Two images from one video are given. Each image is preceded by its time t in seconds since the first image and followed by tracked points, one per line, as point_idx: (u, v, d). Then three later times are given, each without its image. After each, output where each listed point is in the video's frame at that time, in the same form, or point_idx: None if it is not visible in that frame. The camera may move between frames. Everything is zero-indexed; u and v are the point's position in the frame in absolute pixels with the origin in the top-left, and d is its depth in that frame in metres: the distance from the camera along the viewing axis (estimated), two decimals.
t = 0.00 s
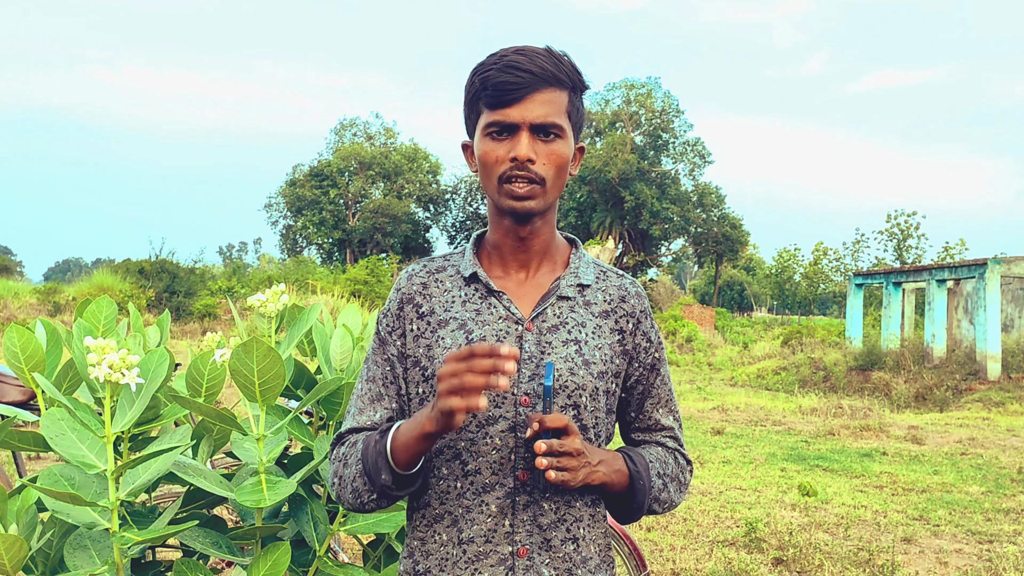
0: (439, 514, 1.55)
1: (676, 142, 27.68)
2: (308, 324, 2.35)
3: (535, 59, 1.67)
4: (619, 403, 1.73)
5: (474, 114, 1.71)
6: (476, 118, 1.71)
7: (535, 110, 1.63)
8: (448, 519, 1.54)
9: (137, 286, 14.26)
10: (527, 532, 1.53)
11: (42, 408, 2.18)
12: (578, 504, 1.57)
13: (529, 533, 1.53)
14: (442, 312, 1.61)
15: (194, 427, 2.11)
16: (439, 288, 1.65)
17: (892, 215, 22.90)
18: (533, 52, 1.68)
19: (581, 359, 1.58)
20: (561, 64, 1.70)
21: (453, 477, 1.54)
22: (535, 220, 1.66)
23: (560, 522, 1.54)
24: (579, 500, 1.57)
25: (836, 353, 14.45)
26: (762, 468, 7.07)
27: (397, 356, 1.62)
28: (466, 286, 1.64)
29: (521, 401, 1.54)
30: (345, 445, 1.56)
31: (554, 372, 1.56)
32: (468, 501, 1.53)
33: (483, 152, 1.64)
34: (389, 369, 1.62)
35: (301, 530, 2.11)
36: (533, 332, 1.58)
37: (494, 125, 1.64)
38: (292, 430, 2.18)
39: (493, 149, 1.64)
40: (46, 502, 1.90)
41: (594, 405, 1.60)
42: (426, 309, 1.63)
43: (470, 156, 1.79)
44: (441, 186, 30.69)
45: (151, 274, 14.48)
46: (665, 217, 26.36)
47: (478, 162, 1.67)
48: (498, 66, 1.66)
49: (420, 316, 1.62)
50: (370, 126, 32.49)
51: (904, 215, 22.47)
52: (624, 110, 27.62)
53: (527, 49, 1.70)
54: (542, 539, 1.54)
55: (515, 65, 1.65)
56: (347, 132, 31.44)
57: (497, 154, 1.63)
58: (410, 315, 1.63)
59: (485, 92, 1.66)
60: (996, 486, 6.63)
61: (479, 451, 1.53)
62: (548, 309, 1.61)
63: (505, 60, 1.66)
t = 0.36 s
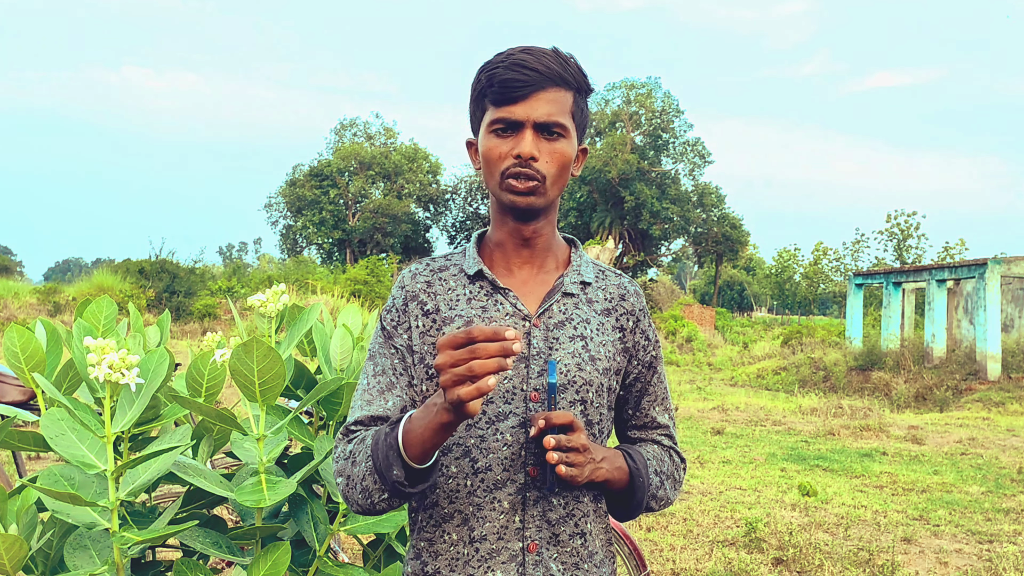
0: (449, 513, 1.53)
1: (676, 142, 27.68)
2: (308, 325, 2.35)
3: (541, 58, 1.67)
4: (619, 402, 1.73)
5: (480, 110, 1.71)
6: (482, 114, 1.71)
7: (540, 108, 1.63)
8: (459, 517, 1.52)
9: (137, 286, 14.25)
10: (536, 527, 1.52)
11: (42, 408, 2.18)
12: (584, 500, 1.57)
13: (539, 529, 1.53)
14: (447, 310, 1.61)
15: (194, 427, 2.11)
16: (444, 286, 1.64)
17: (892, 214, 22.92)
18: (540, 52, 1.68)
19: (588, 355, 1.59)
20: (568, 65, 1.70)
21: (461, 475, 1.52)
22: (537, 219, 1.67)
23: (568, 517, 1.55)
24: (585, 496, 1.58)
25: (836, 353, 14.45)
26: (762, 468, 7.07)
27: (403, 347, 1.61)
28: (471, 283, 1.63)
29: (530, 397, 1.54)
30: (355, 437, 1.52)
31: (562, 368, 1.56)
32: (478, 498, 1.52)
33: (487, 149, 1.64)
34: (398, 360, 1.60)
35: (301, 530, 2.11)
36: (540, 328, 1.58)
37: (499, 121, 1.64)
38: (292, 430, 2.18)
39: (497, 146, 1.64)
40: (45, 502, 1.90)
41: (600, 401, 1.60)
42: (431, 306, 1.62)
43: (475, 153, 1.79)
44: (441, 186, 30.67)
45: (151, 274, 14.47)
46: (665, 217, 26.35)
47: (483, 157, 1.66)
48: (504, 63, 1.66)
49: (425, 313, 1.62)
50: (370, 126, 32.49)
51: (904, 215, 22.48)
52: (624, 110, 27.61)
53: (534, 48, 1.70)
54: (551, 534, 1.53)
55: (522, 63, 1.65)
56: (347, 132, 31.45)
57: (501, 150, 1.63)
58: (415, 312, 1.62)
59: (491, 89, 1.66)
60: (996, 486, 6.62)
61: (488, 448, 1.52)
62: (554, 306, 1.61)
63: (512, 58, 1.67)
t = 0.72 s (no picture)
0: (446, 516, 1.53)
1: (676, 142, 27.69)
2: (308, 325, 2.35)
3: (540, 57, 1.67)
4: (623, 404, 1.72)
5: (481, 114, 1.70)
6: (482, 119, 1.70)
7: (544, 107, 1.63)
8: (456, 520, 1.52)
9: (137, 286, 14.26)
10: (535, 532, 1.52)
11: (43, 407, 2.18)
12: (585, 504, 1.56)
13: (536, 534, 1.53)
14: (448, 313, 1.61)
15: (194, 427, 2.11)
16: (446, 289, 1.64)
17: (892, 214, 22.92)
18: (538, 51, 1.68)
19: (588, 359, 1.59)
20: (567, 62, 1.70)
21: (459, 480, 1.53)
22: (546, 219, 1.66)
23: (567, 522, 1.54)
24: (586, 500, 1.57)
25: (836, 353, 14.45)
26: (762, 468, 7.07)
27: (404, 353, 1.60)
28: (473, 286, 1.64)
29: (528, 402, 1.54)
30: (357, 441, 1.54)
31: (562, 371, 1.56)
32: (475, 503, 1.52)
33: (493, 152, 1.63)
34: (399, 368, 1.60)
35: (301, 530, 2.11)
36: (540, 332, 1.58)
37: (504, 124, 1.63)
38: (292, 430, 2.18)
39: (503, 149, 1.63)
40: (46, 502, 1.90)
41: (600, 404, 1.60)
42: (432, 309, 1.62)
43: (475, 157, 1.78)
44: (441, 186, 30.67)
45: (151, 274, 14.47)
46: (665, 217, 26.35)
47: (488, 160, 1.65)
48: (504, 65, 1.66)
49: (427, 317, 1.62)
50: (370, 126, 32.49)
51: (904, 215, 22.47)
52: (624, 110, 27.61)
53: (531, 48, 1.70)
54: (549, 539, 1.53)
55: (523, 63, 1.65)
56: (347, 132, 31.46)
57: (508, 153, 1.62)
58: (417, 315, 1.62)
59: (492, 92, 1.65)
60: (996, 486, 6.62)
61: (487, 452, 1.53)
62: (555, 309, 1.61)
63: (511, 59, 1.66)
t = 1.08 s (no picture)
0: (446, 519, 1.54)
1: (676, 142, 27.69)
2: (308, 325, 2.36)
3: (532, 58, 1.67)
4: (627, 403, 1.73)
5: (473, 115, 1.71)
6: (475, 120, 1.71)
7: (535, 109, 1.63)
8: (454, 524, 1.53)
9: (137, 286, 14.26)
10: (534, 534, 1.52)
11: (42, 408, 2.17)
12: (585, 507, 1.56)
13: (536, 536, 1.52)
14: (444, 316, 1.61)
15: (194, 427, 2.11)
16: (440, 292, 1.64)
17: (892, 214, 22.93)
18: (529, 51, 1.69)
19: (585, 360, 1.59)
20: (558, 63, 1.70)
21: (457, 482, 1.54)
22: (538, 220, 1.66)
23: (567, 525, 1.54)
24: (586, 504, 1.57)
25: (836, 353, 14.45)
26: (762, 468, 7.07)
27: (396, 361, 1.64)
28: (467, 289, 1.63)
29: (525, 405, 1.54)
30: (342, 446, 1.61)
31: (558, 373, 1.56)
32: (473, 506, 1.53)
33: (484, 154, 1.64)
34: (385, 375, 1.64)
35: (301, 530, 2.11)
36: (536, 335, 1.58)
37: (495, 125, 1.64)
38: (292, 430, 2.18)
39: (493, 151, 1.64)
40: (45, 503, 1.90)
41: (599, 405, 1.60)
42: (427, 313, 1.63)
43: (469, 159, 1.79)
44: (441, 186, 30.68)
45: (151, 274, 14.47)
46: (665, 217, 26.35)
47: (479, 163, 1.66)
48: (495, 66, 1.66)
49: (422, 321, 1.62)
50: (370, 127, 32.51)
51: (904, 215, 22.44)
52: (624, 110, 27.62)
53: (523, 49, 1.70)
54: (549, 542, 1.53)
55: (512, 65, 1.66)
56: (347, 132, 31.48)
57: (498, 156, 1.63)
58: (411, 320, 1.63)
59: (483, 93, 1.66)
60: (996, 486, 6.62)
61: (483, 456, 1.53)
62: (551, 311, 1.61)
63: (501, 61, 1.67)
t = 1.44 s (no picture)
0: (438, 514, 1.54)
1: (676, 142, 27.69)
2: (308, 325, 2.36)
3: (510, 58, 1.67)
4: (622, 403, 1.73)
5: (459, 121, 1.70)
6: (462, 126, 1.70)
7: (519, 109, 1.63)
8: (447, 518, 1.53)
9: (137, 286, 14.26)
10: (527, 530, 1.52)
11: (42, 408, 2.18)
12: (579, 504, 1.56)
13: (529, 533, 1.52)
14: (442, 312, 1.62)
15: (194, 427, 2.11)
16: (439, 288, 1.65)
17: (892, 215, 22.94)
18: (506, 52, 1.68)
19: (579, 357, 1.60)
20: (537, 58, 1.70)
21: (451, 477, 1.54)
22: (532, 215, 1.66)
23: (561, 521, 1.54)
24: (581, 500, 1.57)
25: (836, 353, 14.45)
26: (762, 468, 7.07)
27: (400, 350, 1.61)
28: (466, 286, 1.64)
29: (520, 400, 1.55)
30: (346, 430, 1.57)
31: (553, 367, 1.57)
32: (467, 501, 1.53)
33: (474, 159, 1.64)
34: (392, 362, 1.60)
35: (301, 530, 2.11)
36: (531, 330, 1.58)
37: (481, 129, 1.64)
38: (292, 430, 2.18)
39: (482, 155, 1.63)
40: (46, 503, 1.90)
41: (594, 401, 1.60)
42: (426, 308, 1.63)
43: (459, 163, 1.79)
44: (441, 186, 30.68)
45: (151, 274, 14.48)
46: (665, 217, 26.34)
47: (470, 167, 1.66)
48: (474, 71, 1.66)
49: (420, 315, 1.62)
50: (370, 126, 32.52)
51: (904, 216, 22.43)
52: (624, 110, 27.62)
53: (500, 49, 1.70)
54: (542, 538, 1.53)
55: (492, 68, 1.65)
56: (347, 132, 31.48)
57: (488, 158, 1.62)
58: (410, 313, 1.63)
59: (466, 100, 1.66)
60: (996, 486, 6.62)
61: (478, 451, 1.54)
62: (546, 308, 1.62)
63: (480, 64, 1.66)
